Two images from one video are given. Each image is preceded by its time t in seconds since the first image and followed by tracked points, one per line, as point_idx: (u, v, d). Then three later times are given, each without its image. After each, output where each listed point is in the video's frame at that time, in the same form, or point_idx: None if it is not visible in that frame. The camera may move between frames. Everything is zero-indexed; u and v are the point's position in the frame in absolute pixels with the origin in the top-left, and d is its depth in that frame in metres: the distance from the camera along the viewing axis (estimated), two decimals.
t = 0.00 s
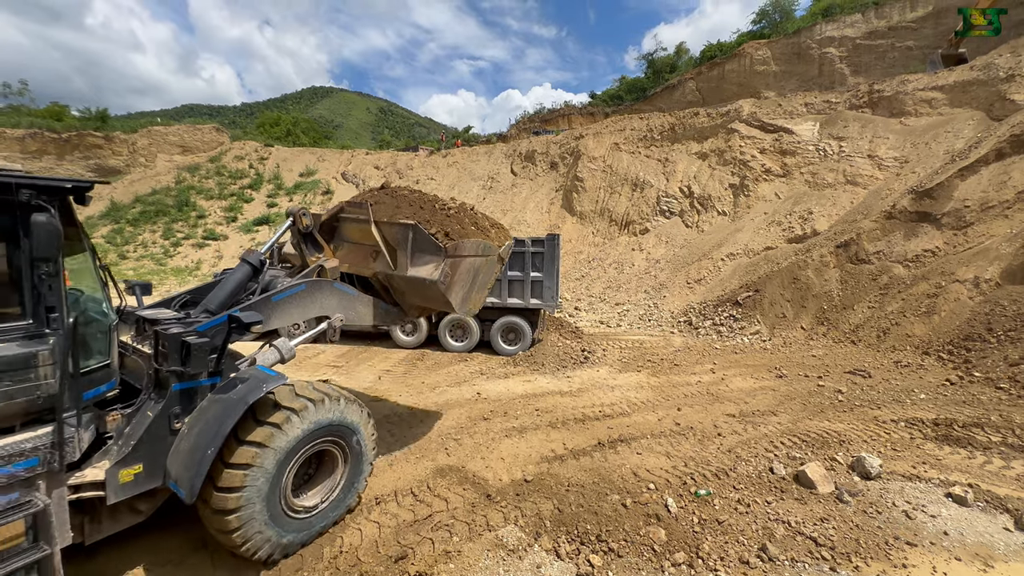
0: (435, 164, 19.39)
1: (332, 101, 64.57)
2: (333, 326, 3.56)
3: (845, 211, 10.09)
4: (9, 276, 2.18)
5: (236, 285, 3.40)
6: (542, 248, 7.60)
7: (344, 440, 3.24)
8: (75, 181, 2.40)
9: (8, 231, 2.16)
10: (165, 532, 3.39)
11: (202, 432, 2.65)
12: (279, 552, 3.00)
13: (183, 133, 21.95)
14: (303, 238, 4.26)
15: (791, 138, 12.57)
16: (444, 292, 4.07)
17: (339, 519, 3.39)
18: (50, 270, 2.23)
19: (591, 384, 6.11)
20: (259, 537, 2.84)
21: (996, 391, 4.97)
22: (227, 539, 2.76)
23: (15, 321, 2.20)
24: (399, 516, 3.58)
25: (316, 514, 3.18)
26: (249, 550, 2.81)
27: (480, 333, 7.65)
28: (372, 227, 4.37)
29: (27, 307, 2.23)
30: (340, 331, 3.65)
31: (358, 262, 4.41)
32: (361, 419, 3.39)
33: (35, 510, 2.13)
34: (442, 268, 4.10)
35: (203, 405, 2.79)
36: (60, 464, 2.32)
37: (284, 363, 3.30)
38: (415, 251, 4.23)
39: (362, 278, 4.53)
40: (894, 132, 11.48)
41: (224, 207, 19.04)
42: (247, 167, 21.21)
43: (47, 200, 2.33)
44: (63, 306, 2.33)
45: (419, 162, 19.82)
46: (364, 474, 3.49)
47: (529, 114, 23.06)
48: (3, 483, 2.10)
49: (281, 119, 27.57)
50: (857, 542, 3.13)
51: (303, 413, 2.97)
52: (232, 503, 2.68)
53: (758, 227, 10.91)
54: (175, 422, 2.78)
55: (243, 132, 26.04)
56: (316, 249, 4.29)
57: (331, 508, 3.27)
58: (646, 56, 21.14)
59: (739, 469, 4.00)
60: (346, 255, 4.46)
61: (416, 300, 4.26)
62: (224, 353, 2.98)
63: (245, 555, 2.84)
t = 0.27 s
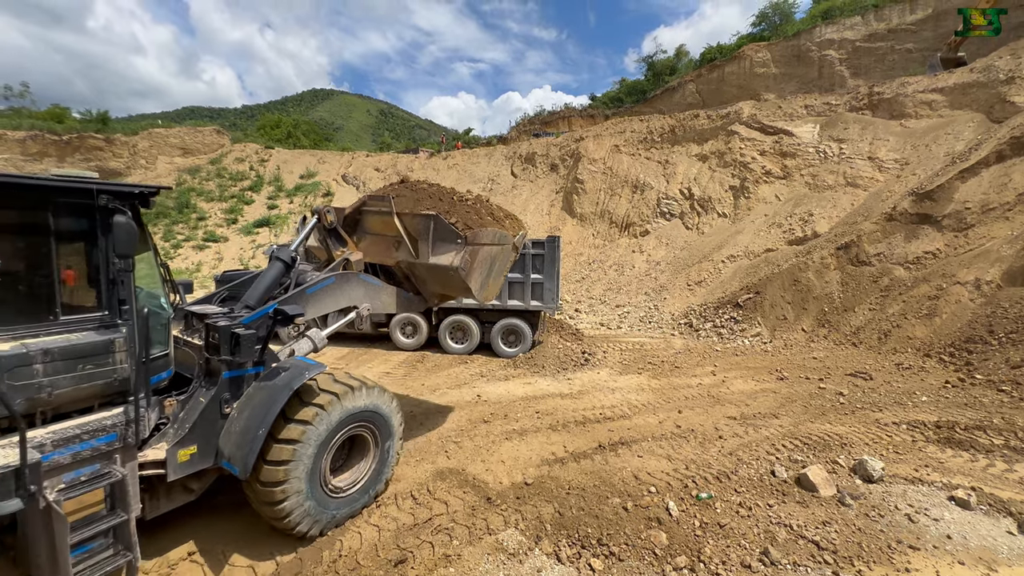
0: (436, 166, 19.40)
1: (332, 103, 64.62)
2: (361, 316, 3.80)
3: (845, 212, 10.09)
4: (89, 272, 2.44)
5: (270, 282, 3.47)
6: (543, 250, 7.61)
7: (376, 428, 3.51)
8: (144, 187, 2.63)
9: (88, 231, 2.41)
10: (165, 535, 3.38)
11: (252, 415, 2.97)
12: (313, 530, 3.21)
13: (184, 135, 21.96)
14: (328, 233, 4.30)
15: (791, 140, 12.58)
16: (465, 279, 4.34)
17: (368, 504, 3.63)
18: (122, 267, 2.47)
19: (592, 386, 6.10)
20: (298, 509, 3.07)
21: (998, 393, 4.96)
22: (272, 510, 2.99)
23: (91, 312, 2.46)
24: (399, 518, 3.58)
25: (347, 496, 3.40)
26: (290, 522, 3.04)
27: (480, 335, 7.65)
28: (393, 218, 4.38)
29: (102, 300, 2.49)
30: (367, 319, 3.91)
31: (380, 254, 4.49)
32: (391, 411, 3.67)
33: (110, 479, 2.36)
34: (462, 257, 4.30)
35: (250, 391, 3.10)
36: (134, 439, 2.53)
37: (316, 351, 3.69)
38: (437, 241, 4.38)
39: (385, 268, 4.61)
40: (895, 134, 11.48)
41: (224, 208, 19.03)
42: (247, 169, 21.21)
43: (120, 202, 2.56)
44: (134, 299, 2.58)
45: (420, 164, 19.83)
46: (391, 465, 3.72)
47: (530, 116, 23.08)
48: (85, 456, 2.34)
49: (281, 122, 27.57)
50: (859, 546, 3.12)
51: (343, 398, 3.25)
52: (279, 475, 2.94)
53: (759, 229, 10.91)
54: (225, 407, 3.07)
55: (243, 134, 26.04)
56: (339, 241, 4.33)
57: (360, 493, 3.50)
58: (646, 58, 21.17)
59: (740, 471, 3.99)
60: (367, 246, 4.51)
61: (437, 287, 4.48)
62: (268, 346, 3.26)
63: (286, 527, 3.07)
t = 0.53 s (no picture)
0: (436, 168, 19.42)
1: (332, 105, 64.68)
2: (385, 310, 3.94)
3: (846, 214, 10.10)
4: (155, 270, 2.50)
5: (302, 281, 3.58)
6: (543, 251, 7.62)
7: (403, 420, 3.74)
8: (207, 193, 2.70)
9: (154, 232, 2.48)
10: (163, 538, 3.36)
11: (295, 403, 3.17)
12: (347, 514, 3.42)
13: (184, 138, 21.97)
14: (349, 232, 4.10)
15: (791, 142, 12.59)
16: (483, 271, 4.32)
17: (394, 490, 3.83)
18: (184, 265, 2.54)
19: (591, 388, 6.10)
20: (335, 495, 3.27)
21: (998, 395, 4.96)
22: (311, 490, 3.18)
23: (154, 306, 2.51)
24: (398, 520, 3.58)
25: (378, 484, 3.61)
26: (326, 502, 3.23)
27: (480, 337, 7.64)
28: (413, 214, 4.18)
29: (165, 297, 2.54)
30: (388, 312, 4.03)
31: (399, 250, 4.29)
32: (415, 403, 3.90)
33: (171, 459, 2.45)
34: (481, 249, 4.26)
35: (290, 381, 3.32)
36: (192, 422, 2.65)
37: (346, 344, 3.74)
38: (456, 235, 4.27)
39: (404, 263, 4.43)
40: (894, 135, 11.49)
41: (224, 210, 19.03)
42: (247, 171, 21.23)
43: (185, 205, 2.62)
44: (191, 294, 2.64)
45: (420, 166, 19.85)
46: (415, 455, 3.94)
47: (530, 118, 23.10)
48: (149, 435, 2.43)
49: (281, 123, 27.60)
50: (861, 549, 3.10)
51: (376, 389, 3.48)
52: (320, 457, 3.14)
53: (759, 231, 10.91)
54: (267, 396, 3.26)
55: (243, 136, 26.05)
56: (360, 239, 4.16)
57: (389, 482, 3.71)
58: (646, 60, 21.20)
59: (741, 474, 3.98)
60: (386, 242, 4.29)
61: (454, 279, 4.45)
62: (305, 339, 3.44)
63: (321, 508, 3.26)
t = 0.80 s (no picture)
0: (436, 169, 19.43)
1: (332, 107, 64.75)
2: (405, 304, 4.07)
3: (846, 215, 10.10)
4: (204, 267, 2.78)
5: (329, 278, 3.70)
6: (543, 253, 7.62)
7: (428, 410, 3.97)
8: (250, 195, 2.97)
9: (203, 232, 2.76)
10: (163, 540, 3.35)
11: (332, 392, 3.37)
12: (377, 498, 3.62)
13: (184, 139, 21.95)
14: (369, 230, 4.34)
15: (791, 143, 12.60)
16: (497, 261, 4.34)
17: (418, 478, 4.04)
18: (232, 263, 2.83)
19: (591, 390, 6.10)
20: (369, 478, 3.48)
21: (999, 397, 4.95)
22: (345, 473, 3.39)
23: (203, 300, 2.79)
24: (398, 523, 3.57)
25: (405, 470, 3.82)
26: (358, 485, 3.43)
27: (481, 339, 7.64)
28: (430, 206, 4.32)
29: (212, 291, 2.82)
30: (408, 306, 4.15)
31: (415, 243, 4.39)
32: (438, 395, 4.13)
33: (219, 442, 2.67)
34: (496, 240, 4.28)
35: (325, 373, 3.51)
36: (237, 408, 2.91)
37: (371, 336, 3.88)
38: (472, 226, 4.29)
39: (420, 257, 4.49)
40: (894, 137, 11.50)
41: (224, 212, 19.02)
42: (248, 172, 21.22)
43: (232, 208, 2.90)
44: (236, 290, 2.92)
45: (420, 167, 19.87)
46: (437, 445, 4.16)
47: (529, 120, 23.12)
48: (200, 420, 2.70)
49: (282, 125, 27.62)
50: (863, 552, 3.09)
51: (405, 379, 3.70)
52: (355, 442, 3.34)
53: (759, 233, 10.91)
54: (304, 387, 3.41)
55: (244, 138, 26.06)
56: (381, 236, 4.42)
57: (414, 468, 3.92)
58: (645, 62, 21.23)
59: (742, 476, 3.97)
60: (404, 236, 4.41)
61: (468, 271, 4.46)
62: (338, 334, 3.65)
63: (354, 490, 3.46)
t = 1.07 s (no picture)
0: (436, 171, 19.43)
1: (332, 108, 64.76)
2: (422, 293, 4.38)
3: (846, 216, 10.10)
4: (243, 266, 3.03)
5: (353, 274, 3.83)
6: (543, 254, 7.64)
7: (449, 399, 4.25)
8: (285, 198, 3.20)
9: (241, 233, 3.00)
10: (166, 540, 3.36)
11: (364, 381, 3.63)
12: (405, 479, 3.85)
13: (185, 141, 21.90)
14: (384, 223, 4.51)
15: (791, 145, 12.61)
16: (507, 250, 4.53)
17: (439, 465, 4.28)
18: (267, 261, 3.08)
19: (592, 391, 6.10)
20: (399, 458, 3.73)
21: (1001, 398, 4.94)
22: (378, 454, 3.63)
23: (242, 296, 3.05)
24: (400, 523, 3.58)
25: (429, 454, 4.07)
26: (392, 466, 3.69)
27: (481, 340, 7.66)
28: (441, 198, 4.48)
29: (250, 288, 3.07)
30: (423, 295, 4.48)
31: (428, 234, 4.58)
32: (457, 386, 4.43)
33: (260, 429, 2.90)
34: (507, 229, 4.45)
35: (354, 364, 3.78)
36: (275, 398, 3.14)
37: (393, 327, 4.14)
38: (483, 216, 4.46)
39: (432, 246, 4.72)
40: (895, 138, 11.50)
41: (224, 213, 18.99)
42: (248, 173, 21.18)
43: (268, 210, 3.14)
44: (273, 286, 3.19)
45: (421, 169, 19.88)
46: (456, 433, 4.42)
47: (530, 121, 23.13)
48: (243, 408, 2.94)
49: (282, 126, 27.62)
50: (866, 554, 3.09)
51: (429, 367, 4.00)
52: (388, 424, 3.61)
53: (759, 234, 10.91)
54: (336, 377, 3.67)
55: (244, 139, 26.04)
56: (393, 230, 4.58)
57: (437, 454, 4.17)
58: (645, 63, 21.25)
59: (744, 478, 3.97)
60: (416, 227, 4.60)
61: (479, 259, 4.68)
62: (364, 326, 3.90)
63: (386, 471, 3.70)
